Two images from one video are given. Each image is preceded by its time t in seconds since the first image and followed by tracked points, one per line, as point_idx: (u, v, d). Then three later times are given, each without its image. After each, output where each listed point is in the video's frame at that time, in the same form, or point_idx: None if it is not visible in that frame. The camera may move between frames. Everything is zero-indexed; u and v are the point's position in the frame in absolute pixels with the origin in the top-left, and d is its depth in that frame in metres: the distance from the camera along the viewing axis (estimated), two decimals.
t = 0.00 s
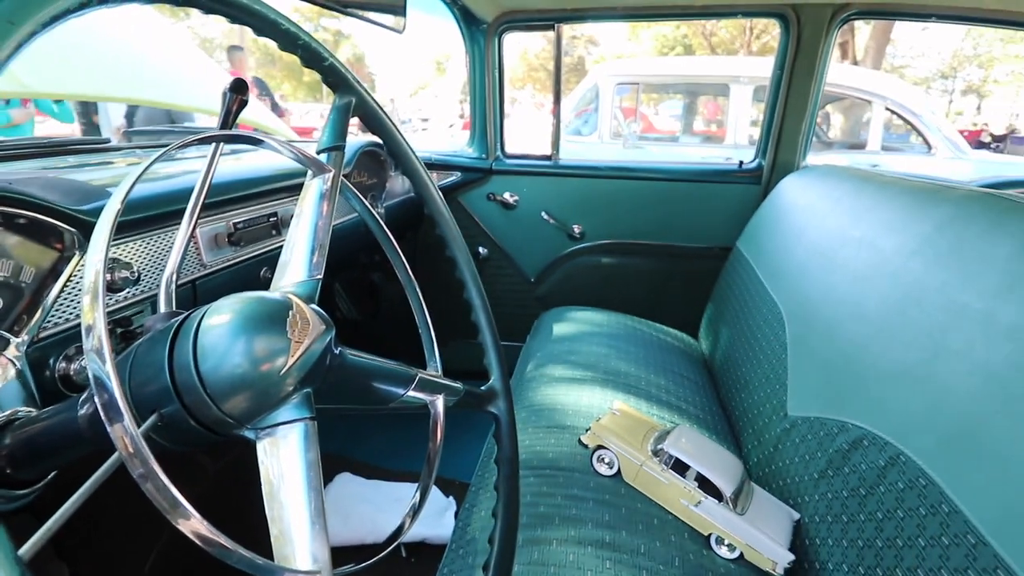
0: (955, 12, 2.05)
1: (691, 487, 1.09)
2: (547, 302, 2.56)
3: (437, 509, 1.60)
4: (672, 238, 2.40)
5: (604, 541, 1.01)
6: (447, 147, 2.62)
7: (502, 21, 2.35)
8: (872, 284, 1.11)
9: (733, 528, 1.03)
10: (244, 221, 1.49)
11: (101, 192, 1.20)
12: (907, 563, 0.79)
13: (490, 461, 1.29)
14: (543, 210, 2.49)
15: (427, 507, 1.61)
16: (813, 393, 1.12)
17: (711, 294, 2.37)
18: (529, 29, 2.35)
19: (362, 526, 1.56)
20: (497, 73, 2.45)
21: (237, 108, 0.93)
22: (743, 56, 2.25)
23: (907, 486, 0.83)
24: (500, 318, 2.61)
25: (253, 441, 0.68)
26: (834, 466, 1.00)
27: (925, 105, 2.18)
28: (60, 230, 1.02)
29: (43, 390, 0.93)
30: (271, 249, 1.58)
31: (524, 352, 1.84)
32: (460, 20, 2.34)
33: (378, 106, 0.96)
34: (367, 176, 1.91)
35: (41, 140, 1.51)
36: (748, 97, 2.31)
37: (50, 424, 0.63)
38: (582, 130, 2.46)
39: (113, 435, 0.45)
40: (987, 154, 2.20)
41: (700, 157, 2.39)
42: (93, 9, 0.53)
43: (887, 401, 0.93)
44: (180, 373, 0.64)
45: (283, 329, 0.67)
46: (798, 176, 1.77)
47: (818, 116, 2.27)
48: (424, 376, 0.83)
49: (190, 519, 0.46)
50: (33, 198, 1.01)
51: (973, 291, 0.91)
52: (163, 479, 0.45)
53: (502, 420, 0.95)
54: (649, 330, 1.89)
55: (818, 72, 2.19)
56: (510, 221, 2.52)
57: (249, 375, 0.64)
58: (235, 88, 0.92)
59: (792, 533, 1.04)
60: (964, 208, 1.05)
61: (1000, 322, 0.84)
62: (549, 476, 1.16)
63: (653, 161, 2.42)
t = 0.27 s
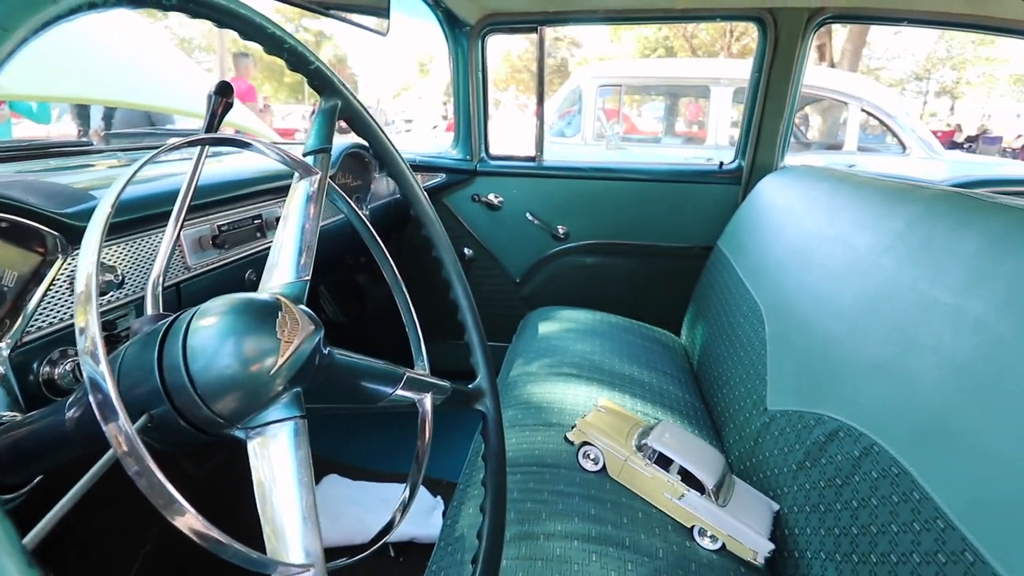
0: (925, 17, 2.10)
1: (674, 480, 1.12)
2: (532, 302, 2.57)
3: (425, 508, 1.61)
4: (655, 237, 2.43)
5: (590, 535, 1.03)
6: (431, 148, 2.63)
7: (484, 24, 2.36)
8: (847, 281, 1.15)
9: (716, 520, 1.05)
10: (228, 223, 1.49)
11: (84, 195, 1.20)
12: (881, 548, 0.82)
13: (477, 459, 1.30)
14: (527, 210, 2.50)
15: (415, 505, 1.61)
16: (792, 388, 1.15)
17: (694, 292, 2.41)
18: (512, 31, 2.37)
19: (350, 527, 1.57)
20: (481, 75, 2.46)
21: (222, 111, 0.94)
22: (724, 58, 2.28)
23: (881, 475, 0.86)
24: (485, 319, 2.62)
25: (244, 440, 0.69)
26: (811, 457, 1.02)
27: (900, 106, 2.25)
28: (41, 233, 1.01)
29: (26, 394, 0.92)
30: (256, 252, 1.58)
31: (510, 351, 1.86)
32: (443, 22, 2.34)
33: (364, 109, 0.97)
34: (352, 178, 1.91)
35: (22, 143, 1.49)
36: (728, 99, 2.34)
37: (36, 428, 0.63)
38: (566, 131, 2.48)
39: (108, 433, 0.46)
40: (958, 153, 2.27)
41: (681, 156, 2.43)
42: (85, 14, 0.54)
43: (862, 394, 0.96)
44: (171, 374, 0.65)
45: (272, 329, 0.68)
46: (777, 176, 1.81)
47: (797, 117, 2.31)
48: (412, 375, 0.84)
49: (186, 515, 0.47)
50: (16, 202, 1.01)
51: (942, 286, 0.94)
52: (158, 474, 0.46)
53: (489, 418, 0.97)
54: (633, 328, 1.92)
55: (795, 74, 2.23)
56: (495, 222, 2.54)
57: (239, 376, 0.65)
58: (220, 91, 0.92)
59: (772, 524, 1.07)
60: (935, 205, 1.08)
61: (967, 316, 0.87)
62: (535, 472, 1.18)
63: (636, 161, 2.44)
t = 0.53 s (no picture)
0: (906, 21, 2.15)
1: (662, 471, 1.15)
2: (523, 303, 2.60)
3: (419, 505, 1.64)
4: (644, 238, 2.46)
5: (582, 525, 1.06)
6: (422, 151, 2.65)
7: (474, 28, 2.39)
8: (827, 277, 1.18)
9: (703, 509, 1.09)
10: (222, 225, 1.50)
11: (81, 198, 1.21)
12: (860, 531, 0.86)
13: (471, 455, 1.33)
14: (517, 212, 2.54)
15: (409, 503, 1.64)
16: (776, 381, 1.19)
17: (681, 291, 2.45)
18: (501, 35, 2.39)
19: (346, 524, 1.59)
20: (471, 79, 2.49)
21: (219, 114, 0.97)
22: (710, 62, 2.31)
23: (860, 461, 0.90)
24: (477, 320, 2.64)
25: (248, 431, 0.72)
26: (794, 447, 1.06)
27: (881, 108, 2.33)
28: (39, 235, 1.03)
29: (27, 393, 0.94)
30: (251, 254, 1.60)
31: (502, 351, 1.88)
32: (434, 28, 2.41)
33: (359, 112, 1.00)
34: (343, 181, 1.94)
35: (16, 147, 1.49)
36: (714, 101, 2.38)
37: (40, 424, 0.68)
38: (554, 134, 2.52)
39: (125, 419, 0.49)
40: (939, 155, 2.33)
41: (669, 158, 2.48)
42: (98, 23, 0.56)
43: (841, 385, 1.00)
44: (176, 368, 0.67)
45: (274, 324, 0.71)
46: (761, 177, 1.85)
47: (785, 119, 2.35)
48: (408, 370, 0.87)
49: (198, 496, 0.50)
50: (15, 205, 1.03)
51: (917, 280, 0.97)
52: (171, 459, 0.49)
53: (483, 412, 0.99)
54: (622, 326, 1.95)
55: (778, 76, 2.27)
56: (485, 224, 2.57)
57: (242, 369, 0.68)
58: (217, 94, 0.95)
59: (757, 512, 1.10)
60: (910, 203, 1.12)
61: (939, 309, 0.91)
62: (528, 466, 1.21)
63: (624, 163, 2.48)
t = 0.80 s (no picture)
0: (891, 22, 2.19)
1: (656, 463, 1.18)
2: (518, 303, 2.63)
3: (417, 502, 1.65)
4: (636, 237, 2.50)
5: (578, 516, 1.08)
6: (416, 152, 2.68)
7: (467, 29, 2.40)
8: (815, 272, 1.21)
9: (695, 498, 1.12)
10: (220, 226, 1.52)
11: (80, 199, 1.23)
12: (847, 516, 0.89)
13: (468, 450, 1.35)
14: (511, 213, 2.56)
15: (407, 500, 1.66)
16: (766, 375, 1.22)
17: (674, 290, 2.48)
18: (494, 37, 2.41)
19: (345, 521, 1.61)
20: (464, 81, 2.51)
21: (220, 115, 0.99)
22: (702, 62, 2.35)
23: (847, 449, 0.93)
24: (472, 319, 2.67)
25: (254, 423, 0.74)
26: (783, 437, 1.09)
27: (871, 108, 2.37)
28: (41, 235, 1.04)
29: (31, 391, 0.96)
30: (249, 254, 1.61)
31: (497, 349, 1.91)
32: (427, 31, 2.43)
33: (358, 113, 1.02)
34: (339, 182, 1.95)
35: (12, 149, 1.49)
36: (705, 102, 2.42)
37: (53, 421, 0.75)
38: (548, 135, 2.54)
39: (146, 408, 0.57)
40: (929, 153, 2.39)
41: (661, 158, 2.51)
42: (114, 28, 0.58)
43: (829, 377, 1.03)
44: (184, 362, 0.70)
45: (279, 319, 0.73)
46: (751, 176, 1.88)
47: (774, 120, 2.40)
48: (408, 364, 0.89)
49: (212, 480, 0.58)
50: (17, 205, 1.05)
51: (900, 274, 1.01)
52: (187, 444, 0.57)
53: (481, 406, 1.02)
54: (615, 324, 1.98)
55: (766, 77, 2.31)
56: (480, 224, 2.59)
57: (248, 362, 0.70)
58: (218, 96, 0.97)
59: (748, 501, 1.13)
60: (894, 200, 1.15)
61: (920, 301, 0.94)
62: (524, 460, 1.23)
63: (616, 163, 2.52)
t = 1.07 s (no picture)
0: (875, 24, 2.22)
1: (643, 456, 1.22)
2: (510, 301, 2.66)
3: (410, 499, 1.68)
4: (627, 236, 2.53)
5: (569, 508, 1.12)
6: (408, 153, 2.70)
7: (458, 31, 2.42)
8: (797, 269, 1.25)
9: (683, 489, 1.15)
10: (215, 227, 1.55)
11: (78, 203, 1.26)
12: (825, 503, 0.93)
13: (461, 446, 1.38)
14: (503, 212, 2.59)
15: (401, 497, 1.69)
16: (751, 369, 1.25)
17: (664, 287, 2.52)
18: (484, 39, 2.44)
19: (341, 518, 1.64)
20: (456, 83, 2.54)
21: (217, 120, 1.02)
22: (691, 62, 2.38)
23: (825, 439, 0.97)
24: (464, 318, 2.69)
25: (254, 417, 0.77)
26: (766, 429, 1.13)
27: (857, 107, 2.44)
28: (40, 238, 1.07)
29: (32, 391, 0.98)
30: (244, 255, 1.63)
31: (489, 348, 1.94)
32: (418, 32, 2.43)
33: (351, 118, 1.05)
34: (331, 183, 1.98)
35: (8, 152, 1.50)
36: (695, 101, 2.45)
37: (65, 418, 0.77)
38: (539, 135, 2.57)
39: (154, 401, 0.61)
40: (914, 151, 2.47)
41: (651, 158, 2.54)
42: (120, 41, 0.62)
43: (810, 370, 1.07)
44: (186, 360, 0.73)
45: (277, 317, 0.76)
46: (737, 175, 1.92)
47: (763, 118, 2.44)
48: (402, 361, 0.92)
49: (217, 471, 0.62)
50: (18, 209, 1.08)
51: (876, 270, 1.04)
52: (193, 436, 0.61)
53: (473, 401, 1.05)
54: (606, 322, 2.01)
55: (751, 77, 2.34)
56: (472, 224, 2.62)
57: (247, 360, 0.73)
58: (215, 102, 1.00)
59: (734, 492, 1.17)
60: (872, 198, 1.19)
61: (894, 296, 0.98)
62: (516, 455, 1.26)
63: (608, 162, 2.55)
